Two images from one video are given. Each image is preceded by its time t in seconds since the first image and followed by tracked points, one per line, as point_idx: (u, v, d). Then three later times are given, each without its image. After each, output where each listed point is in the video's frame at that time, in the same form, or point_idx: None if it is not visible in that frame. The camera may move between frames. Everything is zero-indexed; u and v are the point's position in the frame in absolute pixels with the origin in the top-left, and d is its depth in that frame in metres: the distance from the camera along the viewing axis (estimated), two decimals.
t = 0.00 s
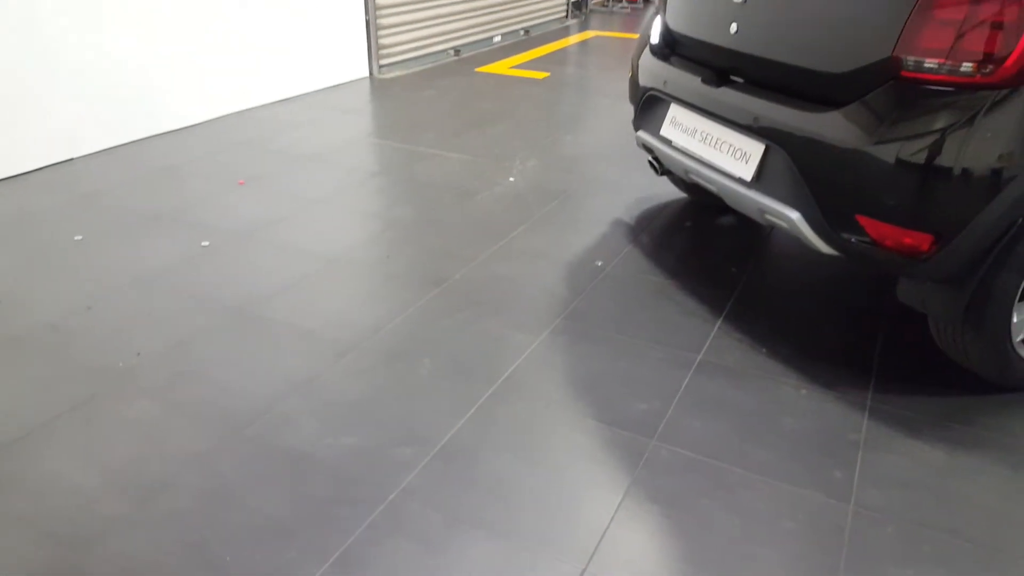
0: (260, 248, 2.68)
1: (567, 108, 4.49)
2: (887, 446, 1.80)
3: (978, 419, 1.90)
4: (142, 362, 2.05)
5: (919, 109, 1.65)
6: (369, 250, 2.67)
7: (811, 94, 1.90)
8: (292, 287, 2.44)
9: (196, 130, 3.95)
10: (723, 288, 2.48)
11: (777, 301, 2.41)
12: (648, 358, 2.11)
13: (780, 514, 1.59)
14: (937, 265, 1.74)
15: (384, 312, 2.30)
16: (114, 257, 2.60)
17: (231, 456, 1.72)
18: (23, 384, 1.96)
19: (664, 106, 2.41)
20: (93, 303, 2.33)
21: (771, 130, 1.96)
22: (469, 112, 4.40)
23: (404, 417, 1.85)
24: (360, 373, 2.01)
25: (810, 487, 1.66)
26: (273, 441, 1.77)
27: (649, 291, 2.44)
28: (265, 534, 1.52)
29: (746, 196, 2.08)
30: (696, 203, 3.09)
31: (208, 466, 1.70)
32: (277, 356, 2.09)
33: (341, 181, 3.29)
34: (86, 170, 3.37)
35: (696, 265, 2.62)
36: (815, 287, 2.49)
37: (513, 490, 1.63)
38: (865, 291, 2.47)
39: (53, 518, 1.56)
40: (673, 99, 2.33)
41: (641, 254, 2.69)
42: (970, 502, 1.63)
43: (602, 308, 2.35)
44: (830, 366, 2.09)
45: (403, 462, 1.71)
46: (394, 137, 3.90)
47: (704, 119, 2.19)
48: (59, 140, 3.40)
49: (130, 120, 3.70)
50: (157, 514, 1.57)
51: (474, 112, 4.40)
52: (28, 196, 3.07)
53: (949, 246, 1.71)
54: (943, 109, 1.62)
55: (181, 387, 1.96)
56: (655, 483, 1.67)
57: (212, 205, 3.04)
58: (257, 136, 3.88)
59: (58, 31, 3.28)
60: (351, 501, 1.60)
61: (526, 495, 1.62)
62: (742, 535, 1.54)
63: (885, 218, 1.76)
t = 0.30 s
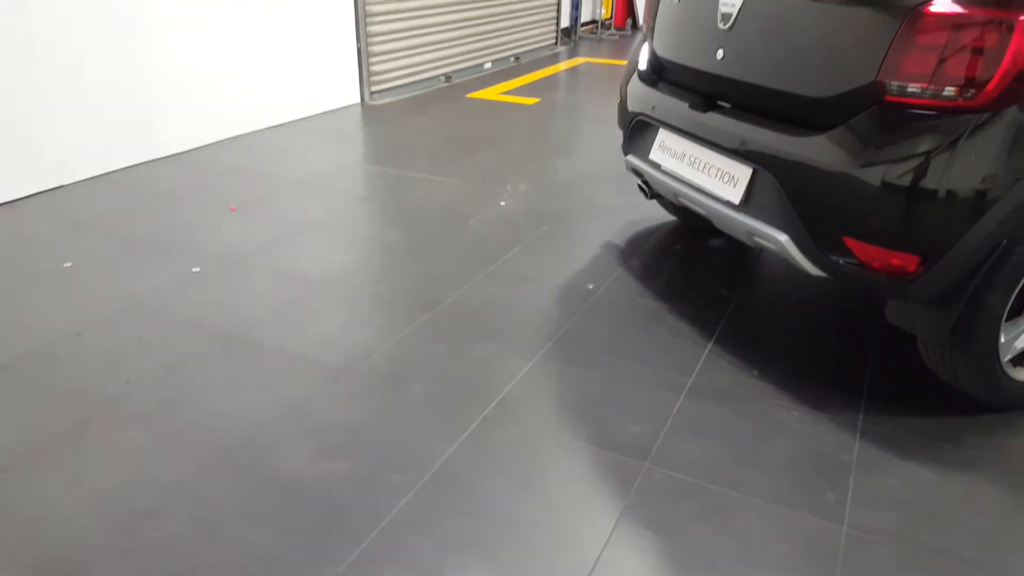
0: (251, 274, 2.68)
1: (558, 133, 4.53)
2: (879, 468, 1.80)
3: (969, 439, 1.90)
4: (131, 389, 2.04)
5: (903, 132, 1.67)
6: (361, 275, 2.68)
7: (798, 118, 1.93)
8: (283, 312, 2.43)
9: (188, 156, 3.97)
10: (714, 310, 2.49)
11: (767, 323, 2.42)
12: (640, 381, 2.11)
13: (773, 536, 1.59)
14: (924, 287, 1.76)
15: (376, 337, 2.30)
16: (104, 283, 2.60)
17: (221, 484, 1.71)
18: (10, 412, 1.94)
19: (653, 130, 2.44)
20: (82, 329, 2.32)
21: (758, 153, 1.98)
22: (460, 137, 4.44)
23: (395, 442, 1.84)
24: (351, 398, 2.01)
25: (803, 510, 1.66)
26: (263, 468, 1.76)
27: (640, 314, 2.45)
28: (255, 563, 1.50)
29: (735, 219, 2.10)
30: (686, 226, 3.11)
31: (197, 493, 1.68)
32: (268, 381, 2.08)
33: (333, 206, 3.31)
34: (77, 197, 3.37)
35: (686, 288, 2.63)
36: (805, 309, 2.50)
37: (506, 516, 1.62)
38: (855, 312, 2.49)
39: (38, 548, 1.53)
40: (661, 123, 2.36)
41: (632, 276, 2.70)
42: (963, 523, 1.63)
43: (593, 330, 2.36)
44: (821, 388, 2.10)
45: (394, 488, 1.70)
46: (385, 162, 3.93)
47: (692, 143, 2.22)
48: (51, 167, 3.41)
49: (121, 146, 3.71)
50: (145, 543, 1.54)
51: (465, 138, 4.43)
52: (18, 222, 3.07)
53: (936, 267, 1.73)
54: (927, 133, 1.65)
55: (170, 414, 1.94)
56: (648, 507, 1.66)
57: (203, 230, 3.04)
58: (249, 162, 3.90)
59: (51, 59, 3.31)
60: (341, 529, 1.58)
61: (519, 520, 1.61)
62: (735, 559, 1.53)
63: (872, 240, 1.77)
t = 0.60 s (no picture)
0: (240, 301, 2.67)
1: (545, 158, 4.57)
2: (870, 488, 1.80)
3: (959, 459, 1.91)
4: (118, 419, 2.02)
5: (885, 155, 1.70)
6: (350, 301, 2.67)
7: (781, 142, 1.96)
8: (272, 339, 2.43)
9: (176, 185, 3.97)
10: (703, 332, 2.50)
11: (755, 344, 2.43)
12: (630, 404, 2.11)
13: (766, 559, 1.58)
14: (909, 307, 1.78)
15: (365, 363, 2.29)
16: (91, 313, 2.58)
17: (209, 514, 1.69)
18: None
19: (639, 155, 2.47)
20: (68, 359, 2.30)
21: (743, 177, 2.01)
22: (448, 163, 4.46)
23: (385, 469, 1.83)
24: (342, 425, 1.99)
25: (796, 531, 1.66)
26: (252, 497, 1.74)
27: (629, 337, 2.46)
28: None
29: (721, 241, 2.12)
30: (673, 248, 3.13)
31: (185, 524, 1.66)
32: (256, 410, 2.06)
33: (322, 232, 3.31)
34: (64, 226, 3.36)
35: (675, 310, 2.64)
36: (792, 330, 2.52)
37: (498, 543, 1.61)
38: (842, 332, 2.51)
39: None
40: (647, 148, 2.39)
41: (621, 299, 2.71)
42: (955, 542, 1.63)
43: (583, 354, 2.36)
44: (811, 409, 2.10)
45: (385, 516, 1.68)
46: (375, 189, 3.94)
47: (678, 167, 2.24)
48: (37, 196, 3.41)
49: (110, 174, 3.71)
50: None
51: (453, 163, 4.46)
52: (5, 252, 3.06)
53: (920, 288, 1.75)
54: (908, 155, 1.68)
55: (158, 443, 1.92)
56: (641, 531, 1.65)
57: (191, 258, 3.04)
58: (237, 189, 3.90)
59: (40, 90, 3.33)
60: (332, 558, 1.57)
61: (511, 547, 1.60)
62: None
63: (857, 261, 1.79)
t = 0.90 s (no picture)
0: (226, 331, 2.66)
1: (531, 185, 4.61)
2: (859, 512, 1.80)
3: (947, 481, 1.91)
4: (102, 452, 2.00)
5: (864, 179, 1.73)
6: (337, 330, 2.67)
7: (763, 168, 1.99)
8: (258, 369, 2.41)
9: (163, 215, 3.98)
10: (690, 356, 2.51)
11: (742, 368, 2.44)
12: (619, 430, 2.10)
13: None
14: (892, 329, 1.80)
15: (352, 392, 2.28)
16: (75, 345, 2.56)
17: (194, 548, 1.66)
18: None
19: (624, 182, 2.50)
20: (51, 392, 2.27)
21: (726, 202, 2.03)
22: (436, 191, 4.49)
23: (373, 500, 1.81)
24: (329, 456, 1.98)
25: (787, 556, 1.65)
26: (238, 531, 1.72)
27: (617, 362, 2.46)
28: None
29: (706, 266, 2.14)
30: (660, 273, 3.15)
31: (169, 559, 1.63)
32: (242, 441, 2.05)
33: (309, 261, 3.32)
34: (48, 257, 3.35)
35: (662, 335, 2.65)
36: (779, 353, 2.53)
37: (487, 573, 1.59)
38: (828, 355, 2.52)
39: None
40: (632, 175, 2.42)
41: (608, 325, 2.72)
42: (945, 565, 1.63)
43: (571, 380, 2.36)
44: (798, 432, 2.11)
45: (373, 547, 1.66)
46: (362, 217, 3.96)
47: (662, 193, 2.27)
48: (22, 228, 3.40)
49: (94, 200, 3.71)
50: None
51: (440, 191, 4.49)
52: None
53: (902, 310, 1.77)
54: (887, 180, 1.71)
55: (142, 477, 1.90)
56: (631, 558, 1.64)
57: (177, 289, 3.03)
58: (224, 219, 3.91)
59: (28, 106, 3.35)
60: None
61: None
62: None
63: (839, 284, 1.81)
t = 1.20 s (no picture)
0: (208, 361, 2.63)
1: (517, 211, 4.62)
2: (849, 535, 1.79)
3: (936, 504, 1.90)
4: (81, 486, 1.95)
5: (846, 203, 1.74)
6: (322, 359, 2.64)
7: (746, 192, 2.00)
8: (242, 400, 2.38)
9: (146, 244, 3.95)
10: (677, 381, 2.50)
11: (729, 392, 2.44)
12: (607, 456, 2.09)
13: None
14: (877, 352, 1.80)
15: (337, 422, 2.25)
16: (54, 377, 2.52)
17: None
18: None
19: (608, 208, 2.51)
20: (29, 426, 2.23)
21: (710, 227, 2.04)
22: (421, 218, 4.49)
23: (359, 532, 1.78)
24: (313, 487, 1.94)
25: None
26: (220, 566, 1.67)
27: (605, 388, 2.45)
28: None
29: (692, 291, 2.14)
30: (645, 298, 3.16)
31: None
32: (225, 473, 2.01)
33: (293, 289, 3.29)
34: (29, 288, 3.31)
35: (649, 360, 2.65)
36: (765, 377, 2.53)
37: None
38: (814, 378, 2.52)
39: None
40: (616, 201, 2.43)
41: (595, 350, 2.72)
42: None
43: (559, 406, 2.35)
44: (786, 456, 2.10)
45: None
46: (347, 244, 3.95)
47: (647, 219, 2.28)
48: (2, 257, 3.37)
49: (77, 228, 3.69)
50: None
51: (426, 218, 4.49)
52: None
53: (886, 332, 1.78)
54: (868, 203, 1.72)
55: (122, 511, 1.86)
56: None
57: (159, 319, 2.99)
58: (208, 247, 3.89)
59: (14, 125, 3.34)
60: None
61: None
62: None
63: (824, 307, 1.82)
